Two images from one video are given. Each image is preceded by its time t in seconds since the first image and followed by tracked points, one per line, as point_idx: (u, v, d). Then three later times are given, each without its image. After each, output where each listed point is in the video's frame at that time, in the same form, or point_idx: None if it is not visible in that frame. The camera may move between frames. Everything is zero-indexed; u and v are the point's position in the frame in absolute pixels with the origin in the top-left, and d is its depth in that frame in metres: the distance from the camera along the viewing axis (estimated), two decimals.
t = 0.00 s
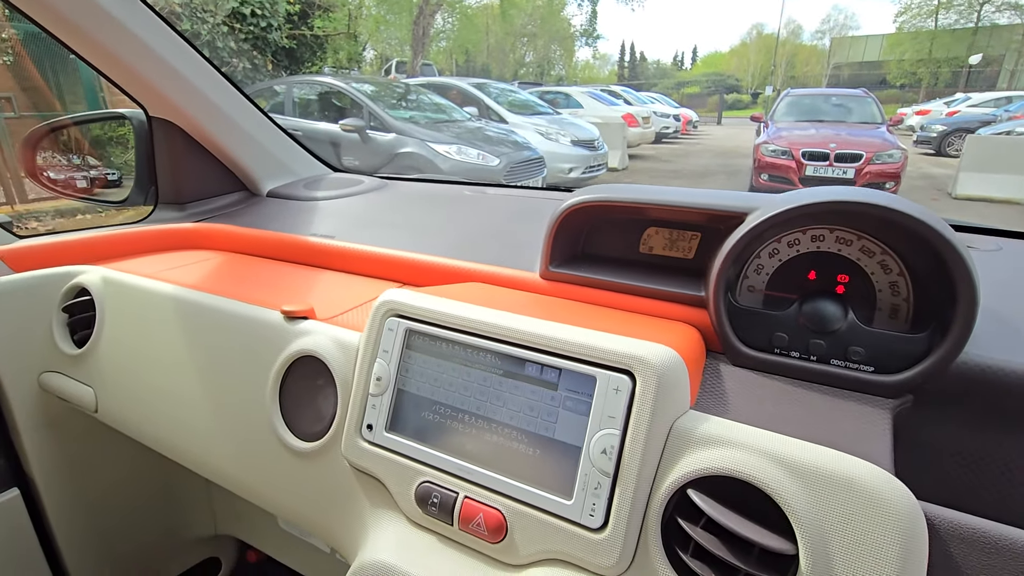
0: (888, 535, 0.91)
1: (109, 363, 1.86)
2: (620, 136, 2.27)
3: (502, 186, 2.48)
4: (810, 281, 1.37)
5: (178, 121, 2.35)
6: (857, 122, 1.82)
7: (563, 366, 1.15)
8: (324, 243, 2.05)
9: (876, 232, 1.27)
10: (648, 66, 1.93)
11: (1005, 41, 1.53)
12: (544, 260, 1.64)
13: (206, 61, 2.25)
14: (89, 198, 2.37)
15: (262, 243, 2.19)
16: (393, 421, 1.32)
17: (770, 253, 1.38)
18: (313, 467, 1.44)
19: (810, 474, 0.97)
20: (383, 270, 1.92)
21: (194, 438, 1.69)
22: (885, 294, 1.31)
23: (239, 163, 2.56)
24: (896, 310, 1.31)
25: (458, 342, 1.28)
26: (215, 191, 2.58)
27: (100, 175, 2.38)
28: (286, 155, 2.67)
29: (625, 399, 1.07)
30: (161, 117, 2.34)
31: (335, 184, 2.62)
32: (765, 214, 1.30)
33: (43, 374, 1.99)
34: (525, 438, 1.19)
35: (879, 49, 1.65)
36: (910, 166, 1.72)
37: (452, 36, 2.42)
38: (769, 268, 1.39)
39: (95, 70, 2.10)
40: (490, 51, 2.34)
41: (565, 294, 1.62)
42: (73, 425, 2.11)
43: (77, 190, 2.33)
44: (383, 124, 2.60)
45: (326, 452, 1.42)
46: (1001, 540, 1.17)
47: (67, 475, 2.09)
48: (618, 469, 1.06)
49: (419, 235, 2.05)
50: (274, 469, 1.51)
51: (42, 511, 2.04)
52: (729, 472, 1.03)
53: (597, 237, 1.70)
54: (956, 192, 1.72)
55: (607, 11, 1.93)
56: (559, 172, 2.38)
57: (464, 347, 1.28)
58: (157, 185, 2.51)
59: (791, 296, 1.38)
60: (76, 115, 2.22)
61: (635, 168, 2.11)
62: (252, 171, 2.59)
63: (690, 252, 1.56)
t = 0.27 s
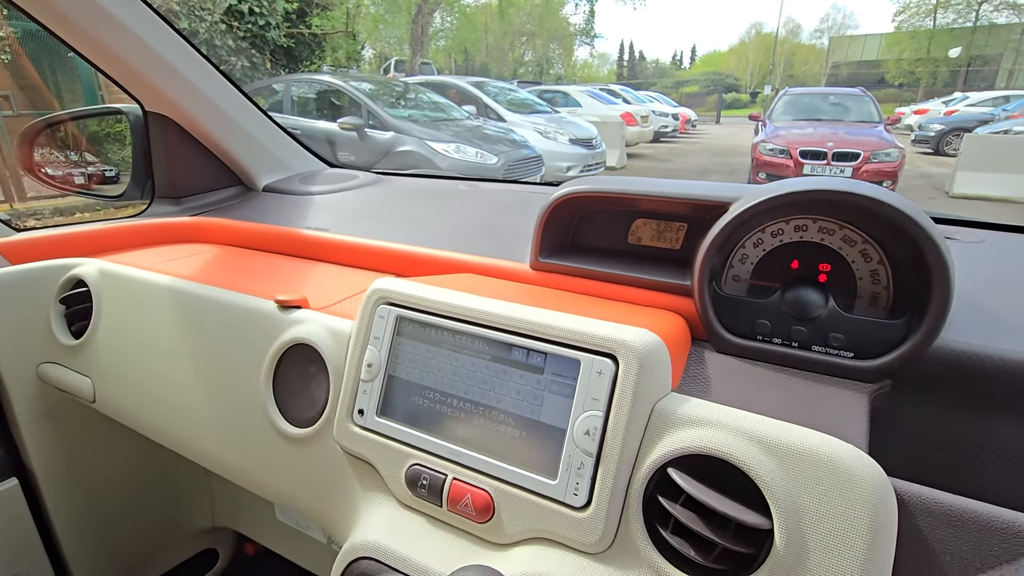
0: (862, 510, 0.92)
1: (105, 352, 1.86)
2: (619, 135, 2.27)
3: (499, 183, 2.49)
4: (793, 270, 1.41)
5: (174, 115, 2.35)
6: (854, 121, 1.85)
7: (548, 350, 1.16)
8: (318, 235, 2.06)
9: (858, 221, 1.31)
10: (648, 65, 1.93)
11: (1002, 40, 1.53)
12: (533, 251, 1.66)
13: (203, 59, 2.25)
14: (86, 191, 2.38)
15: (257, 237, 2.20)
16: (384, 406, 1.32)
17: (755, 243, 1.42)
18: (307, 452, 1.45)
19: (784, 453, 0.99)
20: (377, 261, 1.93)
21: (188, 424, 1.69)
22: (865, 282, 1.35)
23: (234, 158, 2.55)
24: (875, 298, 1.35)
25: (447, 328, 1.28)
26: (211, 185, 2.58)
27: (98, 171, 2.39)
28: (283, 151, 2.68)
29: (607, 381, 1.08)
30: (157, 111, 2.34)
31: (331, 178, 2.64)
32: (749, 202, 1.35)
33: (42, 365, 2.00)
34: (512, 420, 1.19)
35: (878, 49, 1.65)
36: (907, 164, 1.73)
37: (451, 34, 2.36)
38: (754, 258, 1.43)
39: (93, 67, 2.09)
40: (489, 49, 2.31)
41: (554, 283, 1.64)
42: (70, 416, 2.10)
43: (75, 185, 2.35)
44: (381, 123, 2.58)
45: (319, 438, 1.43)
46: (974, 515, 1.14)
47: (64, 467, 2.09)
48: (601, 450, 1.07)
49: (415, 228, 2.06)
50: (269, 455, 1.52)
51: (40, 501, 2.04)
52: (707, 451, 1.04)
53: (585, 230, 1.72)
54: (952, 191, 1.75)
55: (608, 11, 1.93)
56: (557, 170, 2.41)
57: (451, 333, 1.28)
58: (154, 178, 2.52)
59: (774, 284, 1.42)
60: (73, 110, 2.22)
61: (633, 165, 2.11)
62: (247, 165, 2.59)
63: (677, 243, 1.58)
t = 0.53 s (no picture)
0: (829, 485, 0.95)
1: (108, 345, 1.86)
2: (616, 134, 2.27)
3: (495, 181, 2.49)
4: (772, 263, 1.41)
5: (172, 113, 2.34)
6: (849, 119, 1.85)
7: (536, 338, 1.18)
8: (315, 232, 2.06)
9: (833, 215, 1.32)
10: (645, 65, 1.94)
11: (999, 39, 1.55)
12: (523, 246, 1.67)
13: (201, 58, 2.25)
14: (88, 189, 2.39)
15: (255, 234, 2.20)
16: (379, 395, 1.33)
17: (736, 238, 1.43)
18: (303, 441, 1.45)
19: (757, 434, 1.01)
20: (371, 256, 1.93)
21: (190, 415, 1.69)
22: (841, 274, 1.36)
23: (232, 156, 2.55)
24: (851, 289, 1.35)
25: (441, 319, 1.29)
26: (208, 183, 2.57)
27: (97, 170, 2.40)
28: (283, 150, 2.68)
29: (591, 368, 1.11)
30: (156, 110, 2.33)
31: (329, 177, 2.63)
32: (729, 198, 1.36)
33: (46, 359, 2.00)
34: (501, 406, 1.20)
35: (874, 48, 1.65)
36: (902, 164, 1.77)
37: (448, 34, 2.37)
38: (736, 252, 1.44)
39: (90, 63, 2.09)
40: (487, 48, 2.31)
41: (544, 278, 1.65)
42: (72, 409, 2.10)
43: (74, 184, 2.36)
44: (379, 122, 2.57)
45: (314, 429, 1.43)
46: (928, 489, 1.22)
47: (67, 461, 2.09)
48: (585, 432, 1.10)
49: (411, 225, 2.06)
50: (267, 445, 1.52)
51: (44, 491, 2.04)
52: (685, 431, 1.06)
53: (574, 226, 1.73)
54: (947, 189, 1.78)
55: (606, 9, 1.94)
56: (554, 169, 2.42)
57: (441, 323, 1.29)
58: (154, 177, 2.51)
59: (753, 277, 1.43)
60: (72, 110, 2.23)
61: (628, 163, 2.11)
62: (244, 163, 2.59)
63: (662, 238, 1.60)
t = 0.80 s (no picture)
0: (803, 462, 0.98)
1: (106, 337, 1.86)
2: (612, 132, 2.22)
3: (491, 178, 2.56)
4: (755, 253, 1.43)
5: (169, 112, 2.37)
6: (841, 117, 1.86)
7: (525, 325, 1.19)
8: (311, 227, 2.06)
9: (813, 207, 1.32)
10: (641, 63, 1.94)
11: (993, 38, 1.57)
12: (515, 238, 1.68)
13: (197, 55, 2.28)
14: (86, 189, 2.36)
15: (249, 228, 2.20)
16: (373, 382, 1.34)
17: (720, 228, 1.44)
18: (299, 429, 1.46)
19: (735, 414, 1.04)
20: (364, 250, 1.93)
21: (190, 405, 1.69)
22: (821, 264, 1.37)
23: (229, 153, 2.56)
24: (831, 279, 1.36)
25: (433, 308, 1.30)
26: (204, 178, 2.58)
27: (94, 168, 2.37)
28: (279, 147, 2.70)
29: (578, 353, 1.13)
30: (153, 107, 2.35)
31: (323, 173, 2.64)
32: (713, 189, 1.37)
33: (44, 353, 1.99)
34: (491, 392, 1.21)
35: (870, 46, 1.65)
36: (898, 161, 1.77)
37: (444, 32, 2.36)
38: (721, 243, 1.45)
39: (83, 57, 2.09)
40: (483, 47, 2.31)
41: (534, 270, 1.66)
42: (72, 402, 2.10)
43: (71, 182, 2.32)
44: (374, 120, 2.60)
45: (308, 416, 1.44)
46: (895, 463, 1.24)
47: (68, 453, 2.09)
48: (572, 416, 1.12)
49: (406, 220, 2.07)
50: (264, 434, 1.53)
51: (44, 483, 2.04)
52: (668, 413, 1.09)
53: (565, 218, 1.73)
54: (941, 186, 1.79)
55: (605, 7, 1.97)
56: (550, 168, 2.40)
57: (432, 311, 1.30)
58: (150, 173, 2.50)
59: (735, 267, 1.44)
60: (68, 108, 2.22)
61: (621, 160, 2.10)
62: (239, 159, 2.59)
63: (650, 230, 1.61)
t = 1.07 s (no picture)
0: (771, 454, 0.99)
1: (96, 335, 1.86)
2: (606, 132, 2.25)
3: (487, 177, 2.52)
4: (732, 251, 1.43)
5: (157, 111, 2.34)
6: (834, 117, 1.87)
7: (504, 322, 1.20)
8: (300, 227, 2.05)
9: (786, 205, 1.33)
10: (637, 62, 1.94)
11: (985, 36, 1.58)
12: (499, 237, 1.68)
13: (188, 57, 2.26)
14: (76, 189, 2.36)
15: (241, 228, 2.19)
16: (358, 378, 1.34)
17: (698, 227, 1.45)
18: (285, 425, 1.46)
19: (705, 406, 1.06)
20: (352, 249, 1.94)
21: (180, 404, 1.68)
22: (795, 261, 1.37)
23: (219, 154, 2.55)
24: (805, 275, 1.36)
25: (414, 306, 1.31)
26: (193, 179, 2.56)
27: (84, 169, 2.37)
28: (269, 148, 2.68)
29: (554, 348, 1.14)
30: (143, 108, 2.34)
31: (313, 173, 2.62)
32: (690, 187, 1.39)
33: (37, 353, 1.99)
34: (471, 387, 1.22)
35: (864, 44, 1.66)
36: (888, 160, 1.80)
37: (439, 31, 2.37)
38: (699, 241, 1.45)
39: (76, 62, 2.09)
40: (477, 46, 2.33)
41: (518, 268, 1.66)
42: (65, 401, 2.10)
43: (61, 183, 2.32)
44: (369, 120, 2.60)
45: (294, 413, 1.44)
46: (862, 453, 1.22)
47: (61, 452, 2.09)
48: (548, 409, 1.13)
49: (397, 220, 2.06)
50: (251, 432, 1.53)
51: (34, 483, 2.05)
52: (643, 405, 1.11)
53: (548, 216, 1.74)
54: (933, 184, 1.80)
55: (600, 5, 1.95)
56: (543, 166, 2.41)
57: (414, 309, 1.31)
58: (142, 174, 2.49)
59: (712, 264, 1.45)
60: (60, 108, 2.21)
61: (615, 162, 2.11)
62: (230, 160, 2.58)
63: (631, 229, 1.62)
